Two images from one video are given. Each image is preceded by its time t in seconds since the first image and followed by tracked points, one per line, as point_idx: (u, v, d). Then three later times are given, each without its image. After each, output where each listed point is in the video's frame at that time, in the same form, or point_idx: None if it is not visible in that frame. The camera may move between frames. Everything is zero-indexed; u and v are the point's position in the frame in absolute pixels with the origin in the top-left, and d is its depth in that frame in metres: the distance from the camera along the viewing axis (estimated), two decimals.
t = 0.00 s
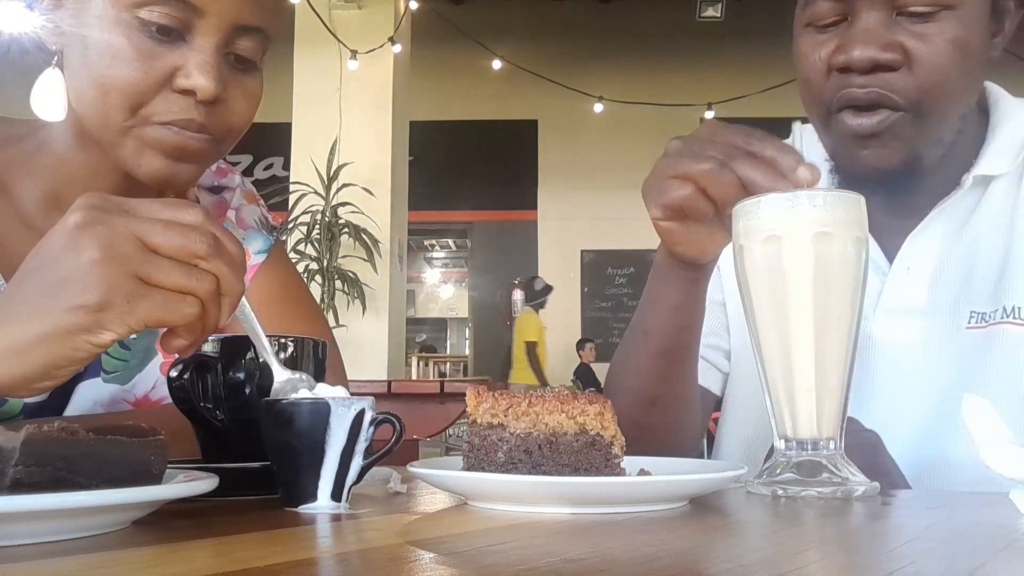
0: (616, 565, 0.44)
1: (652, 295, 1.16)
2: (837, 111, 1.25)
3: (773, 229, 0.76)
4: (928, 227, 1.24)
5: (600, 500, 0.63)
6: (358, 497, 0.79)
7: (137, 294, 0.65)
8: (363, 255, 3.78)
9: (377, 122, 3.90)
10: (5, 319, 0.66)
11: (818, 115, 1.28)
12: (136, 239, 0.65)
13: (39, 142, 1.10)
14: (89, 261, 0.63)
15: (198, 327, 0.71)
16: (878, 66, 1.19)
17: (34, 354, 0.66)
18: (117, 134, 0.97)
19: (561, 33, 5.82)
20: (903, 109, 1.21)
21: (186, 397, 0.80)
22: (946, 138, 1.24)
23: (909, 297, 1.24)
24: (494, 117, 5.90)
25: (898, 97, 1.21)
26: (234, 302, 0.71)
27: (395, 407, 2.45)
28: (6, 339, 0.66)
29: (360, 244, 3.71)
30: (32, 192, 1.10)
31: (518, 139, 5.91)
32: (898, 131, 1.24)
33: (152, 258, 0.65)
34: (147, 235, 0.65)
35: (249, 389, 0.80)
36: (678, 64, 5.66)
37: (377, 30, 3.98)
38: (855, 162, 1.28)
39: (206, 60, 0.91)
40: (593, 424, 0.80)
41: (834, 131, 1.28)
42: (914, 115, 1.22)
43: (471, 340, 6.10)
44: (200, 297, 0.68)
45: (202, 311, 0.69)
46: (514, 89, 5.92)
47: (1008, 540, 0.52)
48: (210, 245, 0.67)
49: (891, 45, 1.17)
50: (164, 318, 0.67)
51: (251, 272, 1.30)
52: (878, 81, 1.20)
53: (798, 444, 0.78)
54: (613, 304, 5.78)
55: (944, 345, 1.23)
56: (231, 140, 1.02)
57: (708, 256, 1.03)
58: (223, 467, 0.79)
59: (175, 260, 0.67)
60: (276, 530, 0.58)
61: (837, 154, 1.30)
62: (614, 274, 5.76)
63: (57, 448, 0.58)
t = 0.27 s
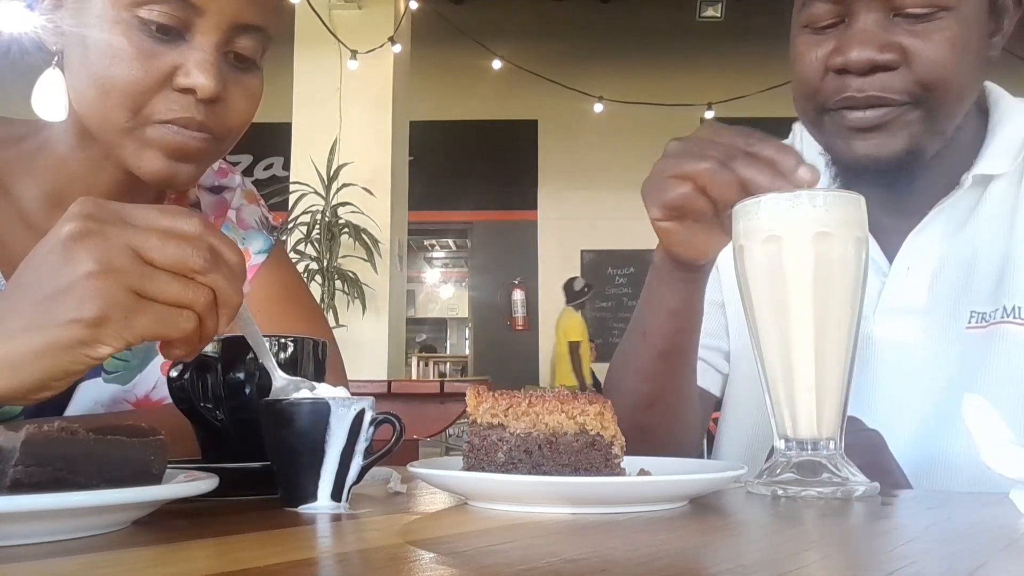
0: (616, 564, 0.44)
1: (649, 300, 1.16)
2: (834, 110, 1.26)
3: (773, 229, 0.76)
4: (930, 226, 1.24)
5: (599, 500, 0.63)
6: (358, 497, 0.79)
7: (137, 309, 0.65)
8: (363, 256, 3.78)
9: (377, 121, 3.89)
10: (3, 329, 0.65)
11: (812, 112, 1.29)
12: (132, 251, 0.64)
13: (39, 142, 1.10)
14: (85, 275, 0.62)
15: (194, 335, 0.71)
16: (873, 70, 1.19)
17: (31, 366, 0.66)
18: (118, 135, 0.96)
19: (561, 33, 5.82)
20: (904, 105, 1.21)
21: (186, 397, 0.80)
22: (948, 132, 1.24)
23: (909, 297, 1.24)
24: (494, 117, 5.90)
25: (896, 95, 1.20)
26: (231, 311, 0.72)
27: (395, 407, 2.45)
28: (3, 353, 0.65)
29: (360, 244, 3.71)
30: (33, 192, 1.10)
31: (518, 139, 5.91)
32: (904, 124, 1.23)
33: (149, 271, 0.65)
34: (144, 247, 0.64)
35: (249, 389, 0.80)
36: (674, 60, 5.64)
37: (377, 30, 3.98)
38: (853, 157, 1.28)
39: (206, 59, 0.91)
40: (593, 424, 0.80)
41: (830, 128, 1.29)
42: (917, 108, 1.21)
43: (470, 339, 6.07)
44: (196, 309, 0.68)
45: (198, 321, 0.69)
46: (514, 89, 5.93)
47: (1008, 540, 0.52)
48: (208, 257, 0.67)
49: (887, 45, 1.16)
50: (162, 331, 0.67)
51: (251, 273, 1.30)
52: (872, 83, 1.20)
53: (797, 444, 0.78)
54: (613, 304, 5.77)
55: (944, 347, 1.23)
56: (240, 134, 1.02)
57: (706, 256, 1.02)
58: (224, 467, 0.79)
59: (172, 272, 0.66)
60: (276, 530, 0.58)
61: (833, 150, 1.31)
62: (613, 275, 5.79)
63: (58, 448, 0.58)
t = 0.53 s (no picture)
0: (616, 564, 0.44)
1: (648, 311, 1.17)
2: (830, 109, 1.18)
3: (772, 229, 0.75)
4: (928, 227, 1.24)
5: (599, 500, 0.63)
6: (358, 497, 0.79)
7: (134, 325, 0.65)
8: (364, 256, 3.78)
9: (377, 121, 3.89)
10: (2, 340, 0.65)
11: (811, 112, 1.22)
12: (125, 266, 0.63)
13: (38, 142, 1.10)
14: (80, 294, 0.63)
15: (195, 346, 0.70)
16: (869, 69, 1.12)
17: (30, 384, 0.66)
18: (116, 135, 0.96)
19: (560, 33, 5.81)
20: (899, 104, 1.13)
21: (186, 397, 0.80)
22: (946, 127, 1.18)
23: (908, 297, 1.24)
24: (495, 117, 5.89)
25: (893, 93, 1.12)
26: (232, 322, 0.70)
27: (394, 407, 2.45)
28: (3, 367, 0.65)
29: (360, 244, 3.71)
30: (32, 192, 1.10)
31: (518, 138, 5.89)
32: (897, 123, 1.15)
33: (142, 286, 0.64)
34: (136, 261, 0.63)
35: (249, 389, 0.80)
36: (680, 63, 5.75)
37: (376, 30, 3.98)
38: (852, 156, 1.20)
39: (203, 57, 0.91)
40: (593, 424, 0.80)
41: (828, 129, 1.21)
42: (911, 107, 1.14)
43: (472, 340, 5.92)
44: (196, 323, 0.67)
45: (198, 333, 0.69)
46: (515, 89, 5.92)
47: (1008, 540, 0.52)
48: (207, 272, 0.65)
49: (881, 47, 1.10)
50: (161, 346, 0.66)
51: (251, 272, 1.30)
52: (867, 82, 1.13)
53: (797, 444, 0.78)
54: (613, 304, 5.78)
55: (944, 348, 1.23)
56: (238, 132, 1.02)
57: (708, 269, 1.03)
58: (224, 467, 0.79)
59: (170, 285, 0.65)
60: (276, 530, 0.58)
61: (832, 151, 1.23)
62: (614, 275, 5.80)
63: (58, 448, 0.58)
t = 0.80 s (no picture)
0: (615, 564, 0.44)
1: (650, 324, 1.15)
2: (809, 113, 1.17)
3: (773, 230, 0.76)
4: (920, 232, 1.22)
5: (599, 500, 0.63)
6: (358, 497, 0.79)
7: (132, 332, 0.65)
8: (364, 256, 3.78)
9: (376, 120, 3.89)
10: None
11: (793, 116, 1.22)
12: (121, 274, 0.63)
13: (37, 142, 1.10)
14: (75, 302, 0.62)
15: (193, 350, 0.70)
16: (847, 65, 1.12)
17: (30, 393, 0.66)
18: (114, 133, 0.96)
19: (560, 32, 5.81)
20: (878, 106, 1.13)
21: (186, 397, 0.80)
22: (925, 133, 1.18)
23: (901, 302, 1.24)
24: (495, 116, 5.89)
25: (873, 92, 1.12)
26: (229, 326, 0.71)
27: (395, 407, 2.45)
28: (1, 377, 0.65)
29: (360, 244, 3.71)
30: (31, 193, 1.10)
31: (518, 138, 5.88)
32: (874, 131, 1.15)
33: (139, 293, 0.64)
34: (131, 270, 0.63)
35: (249, 389, 0.80)
36: (680, 63, 5.77)
37: (376, 29, 3.98)
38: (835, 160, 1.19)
39: (199, 54, 0.91)
40: (594, 424, 0.80)
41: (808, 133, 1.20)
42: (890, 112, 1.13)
43: (471, 339, 5.89)
44: (193, 327, 0.67)
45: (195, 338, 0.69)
46: (515, 88, 5.91)
47: (1008, 540, 0.52)
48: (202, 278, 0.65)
49: (858, 41, 1.11)
50: (159, 352, 0.67)
51: (251, 272, 1.30)
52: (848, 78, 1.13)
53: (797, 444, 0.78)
54: (613, 304, 5.78)
55: (940, 351, 1.23)
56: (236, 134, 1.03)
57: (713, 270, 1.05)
58: (224, 467, 0.78)
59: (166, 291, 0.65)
60: (276, 530, 0.58)
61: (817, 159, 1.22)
62: (614, 275, 5.82)
63: (58, 448, 0.58)
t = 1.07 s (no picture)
0: (617, 564, 0.44)
1: (651, 330, 1.13)
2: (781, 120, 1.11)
3: (773, 229, 0.76)
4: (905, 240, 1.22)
5: (599, 500, 0.63)
6: (359, 497, 0.79)
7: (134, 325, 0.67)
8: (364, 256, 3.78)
9: (376, 120, 3.89)
10: None
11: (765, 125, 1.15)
12: (113, 272, 0.63)
13: (37, 142, 1.10)
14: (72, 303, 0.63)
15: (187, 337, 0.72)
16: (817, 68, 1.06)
17: (20, 392, 0.64)
18: (113, 132, 0.96)
19: (561, 33, 5.81)
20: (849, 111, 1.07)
21: (186, 397, 0.80)
22: (899, 137, 1.14)
23: (886, 309, 1.25)
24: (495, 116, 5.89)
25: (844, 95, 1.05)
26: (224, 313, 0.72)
27: (394, 407, 2.45)
28: None
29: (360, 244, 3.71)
30: (31, 194, 1.10)
31: (518, 138, 5.88)
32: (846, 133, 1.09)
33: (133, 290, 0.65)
34: (123, 268, 0.63)
35: (249, 389, 0.80)
36: (680, 62, 5.78)
37: (376, 29, 3.98)
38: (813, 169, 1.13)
39: (196, 53, 0.91)
40: (594, 424, 0.80)
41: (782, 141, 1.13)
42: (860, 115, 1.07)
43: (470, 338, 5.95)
44: (186, 318, 0.69)
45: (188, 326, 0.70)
46: (515, 88, 5.91)
47: (1009, 540, 0.52)
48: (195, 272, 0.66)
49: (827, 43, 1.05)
50: (155, 343, 0.69)
51: (251, 272, 1.30)
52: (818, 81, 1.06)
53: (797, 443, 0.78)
54: (613, 304, 5.78)
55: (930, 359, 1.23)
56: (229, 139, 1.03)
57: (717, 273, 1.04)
58: (224, 467, 0.78)
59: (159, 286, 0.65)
60: (276, 529, 0.58)
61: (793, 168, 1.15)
62: (614, 275, 5.83)
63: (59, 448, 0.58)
